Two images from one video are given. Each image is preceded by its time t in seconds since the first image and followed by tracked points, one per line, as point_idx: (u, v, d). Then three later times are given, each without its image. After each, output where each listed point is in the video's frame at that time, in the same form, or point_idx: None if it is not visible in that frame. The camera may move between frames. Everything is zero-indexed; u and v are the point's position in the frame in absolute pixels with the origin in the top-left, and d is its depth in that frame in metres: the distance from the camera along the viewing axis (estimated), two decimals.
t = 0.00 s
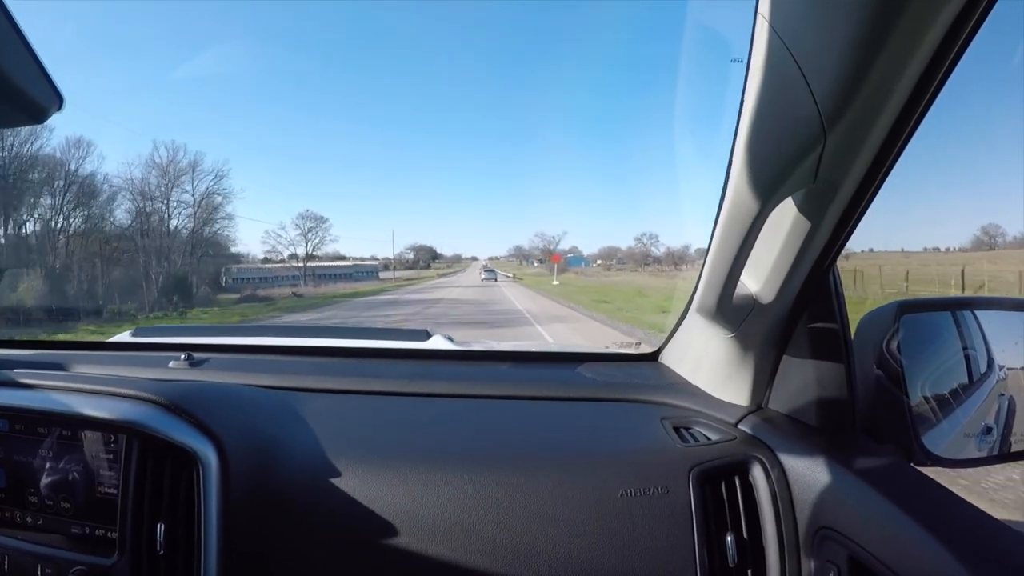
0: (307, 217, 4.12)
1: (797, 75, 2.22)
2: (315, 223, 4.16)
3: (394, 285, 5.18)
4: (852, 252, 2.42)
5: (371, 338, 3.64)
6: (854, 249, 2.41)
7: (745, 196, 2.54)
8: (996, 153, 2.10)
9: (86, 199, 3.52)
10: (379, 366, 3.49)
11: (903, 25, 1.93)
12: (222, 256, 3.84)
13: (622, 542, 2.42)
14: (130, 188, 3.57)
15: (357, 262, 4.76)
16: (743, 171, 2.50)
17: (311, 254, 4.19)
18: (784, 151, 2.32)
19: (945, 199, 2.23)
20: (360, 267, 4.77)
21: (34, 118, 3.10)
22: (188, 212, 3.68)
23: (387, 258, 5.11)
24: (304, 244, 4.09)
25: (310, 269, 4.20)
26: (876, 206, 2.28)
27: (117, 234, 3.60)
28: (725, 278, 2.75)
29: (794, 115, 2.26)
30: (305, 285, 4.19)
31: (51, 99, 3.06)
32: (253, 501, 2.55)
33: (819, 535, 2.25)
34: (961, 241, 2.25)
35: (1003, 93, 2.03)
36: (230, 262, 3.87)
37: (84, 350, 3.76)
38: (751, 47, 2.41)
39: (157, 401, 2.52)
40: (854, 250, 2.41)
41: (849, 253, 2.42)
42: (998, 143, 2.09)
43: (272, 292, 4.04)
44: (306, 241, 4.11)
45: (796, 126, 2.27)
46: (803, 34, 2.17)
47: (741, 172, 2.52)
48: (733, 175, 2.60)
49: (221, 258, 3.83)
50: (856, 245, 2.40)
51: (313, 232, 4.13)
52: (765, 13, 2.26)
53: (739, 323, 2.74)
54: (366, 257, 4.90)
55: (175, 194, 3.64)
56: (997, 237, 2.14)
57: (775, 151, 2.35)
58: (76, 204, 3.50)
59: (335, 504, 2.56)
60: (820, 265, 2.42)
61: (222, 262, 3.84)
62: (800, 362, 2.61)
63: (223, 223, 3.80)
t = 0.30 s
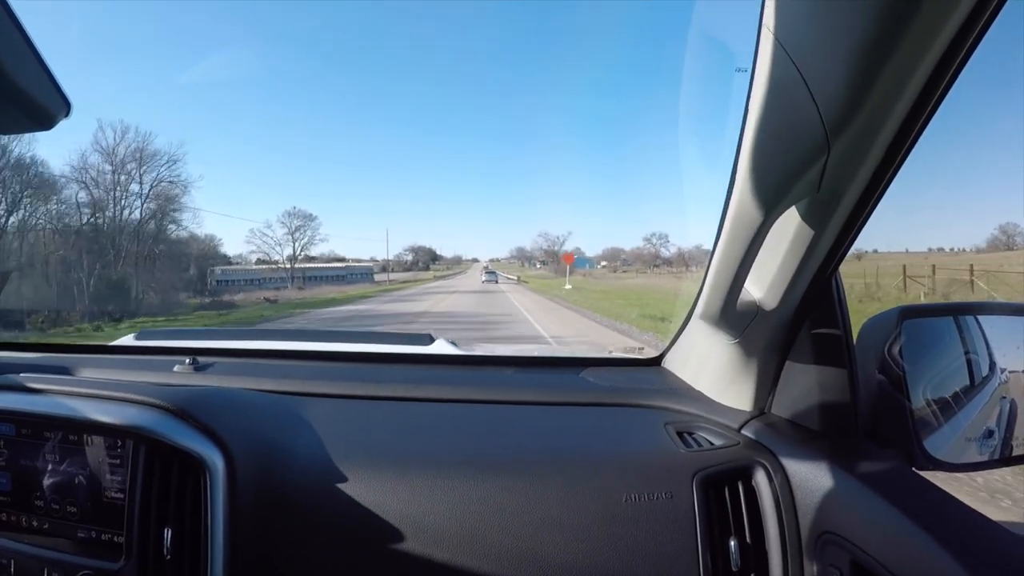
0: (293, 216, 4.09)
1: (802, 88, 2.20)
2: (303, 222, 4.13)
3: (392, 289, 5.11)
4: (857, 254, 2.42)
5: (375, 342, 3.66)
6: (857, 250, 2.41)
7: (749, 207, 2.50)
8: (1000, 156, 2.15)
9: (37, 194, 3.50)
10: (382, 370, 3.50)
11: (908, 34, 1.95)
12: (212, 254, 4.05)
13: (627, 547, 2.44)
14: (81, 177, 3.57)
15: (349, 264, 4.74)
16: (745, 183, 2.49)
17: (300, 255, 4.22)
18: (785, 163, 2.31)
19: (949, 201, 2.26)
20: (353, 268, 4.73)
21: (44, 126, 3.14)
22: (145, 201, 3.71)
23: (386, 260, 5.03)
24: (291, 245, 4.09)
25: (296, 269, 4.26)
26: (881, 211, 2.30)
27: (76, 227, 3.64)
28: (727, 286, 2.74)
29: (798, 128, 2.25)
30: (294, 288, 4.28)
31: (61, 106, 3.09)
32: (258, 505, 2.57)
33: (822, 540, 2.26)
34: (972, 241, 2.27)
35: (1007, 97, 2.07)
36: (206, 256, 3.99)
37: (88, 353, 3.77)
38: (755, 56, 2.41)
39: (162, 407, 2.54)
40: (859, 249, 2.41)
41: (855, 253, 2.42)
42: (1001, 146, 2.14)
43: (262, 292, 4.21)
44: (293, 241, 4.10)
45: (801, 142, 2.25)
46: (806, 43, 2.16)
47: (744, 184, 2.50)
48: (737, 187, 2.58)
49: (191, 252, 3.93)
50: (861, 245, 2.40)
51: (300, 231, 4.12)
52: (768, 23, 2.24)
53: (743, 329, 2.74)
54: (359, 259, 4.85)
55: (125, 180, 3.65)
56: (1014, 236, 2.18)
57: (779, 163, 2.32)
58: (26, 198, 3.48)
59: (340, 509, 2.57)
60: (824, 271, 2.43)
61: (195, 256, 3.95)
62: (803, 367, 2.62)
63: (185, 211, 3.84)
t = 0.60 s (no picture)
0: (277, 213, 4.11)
1: (799, 83, 2.23)
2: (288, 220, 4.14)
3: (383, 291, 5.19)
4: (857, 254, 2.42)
5: (375, 342, 3.66)
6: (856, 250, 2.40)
7: (746, 204, 2.56)
8: (1000, 155, 2.09)
9: None
10: (382, 371, 3.50)
11: (902, 35, 1.94)
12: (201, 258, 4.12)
13: (626, 546, 2.42)
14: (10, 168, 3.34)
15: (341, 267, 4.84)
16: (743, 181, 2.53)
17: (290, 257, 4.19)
18: (779, 159, 2.35)
19: (949, 202, 2.23)
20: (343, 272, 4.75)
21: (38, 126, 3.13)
22: (86, 189, 3.54)
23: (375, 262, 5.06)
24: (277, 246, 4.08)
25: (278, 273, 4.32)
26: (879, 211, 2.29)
27: (17, 226, 3.42)
28: (728, 283, 2.76)
29: (794, 121, 2.28)
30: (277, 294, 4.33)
31: (55, 107, 3.08)
32: (257, 507, 2.56)
33: (821, 539, 2.26)
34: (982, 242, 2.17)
35: (1007, 94, 2.03)
36: (179, 257, 3.96)
37: (88, 356, 3.77)
38: (752, 54, 2.42)
39: (160, 408, 2.53)
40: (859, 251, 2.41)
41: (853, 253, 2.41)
42: (1001, 146, 2.08)
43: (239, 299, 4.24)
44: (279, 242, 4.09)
45: (797, 136, 2.28)
46: (804, 41, 2.18)
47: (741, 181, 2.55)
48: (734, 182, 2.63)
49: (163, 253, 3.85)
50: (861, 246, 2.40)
51: (285, 230, 4.12)
52: (766, 19, 2.27)
53: (742, 328, 2.75)
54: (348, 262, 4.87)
55: (57, 170, 3.44)
56: None
57: (777, 157, 2.36)
58: None
59: (338, 510, 2.57)
60: (822, 269, 2.42)
61: (168, 257, 3.90)
62: (802, 366, 2.61)
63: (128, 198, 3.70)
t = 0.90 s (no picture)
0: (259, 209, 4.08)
1: (800, 83, 2.24)
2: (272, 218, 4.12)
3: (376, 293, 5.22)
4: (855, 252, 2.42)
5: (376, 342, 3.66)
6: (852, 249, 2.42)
7: (745, 204, 2.56)
8: (1001, 156, 2.04)
9: None
10: (382, 371, 3.50)
11: (901, 35, 1.95)
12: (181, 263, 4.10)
13: (627, 545, 2.42)
14: None
15: (331, 269, 4.75)
16: (743, 180, 2.54)
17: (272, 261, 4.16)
18: (779, 159, 2.36)
19: (952, 203, 2.20)
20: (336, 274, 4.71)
21: (37, 126, 3.12)
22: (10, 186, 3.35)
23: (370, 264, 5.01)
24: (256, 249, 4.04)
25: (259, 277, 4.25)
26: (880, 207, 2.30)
27: None
28: (727, 282, 2.77)
29: (795, 121, 2.28)
30: (257, 297, 4.26)
31: (54, 106, 3.08)
32: (257, 506, 2.55)
33: (821, 538, 2.25)
34: (990, 243, 2.11)
35: (1005, 93, 1.98)
36: (154, 257, 3.97)
37: (89, 356, 3.78)
38: (752, 53, 2.43)
39: (159, 407, 2.52)
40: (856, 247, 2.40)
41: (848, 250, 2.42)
42: (1002, 147, 2.05)
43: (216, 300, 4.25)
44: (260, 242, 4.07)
45: (797, 135, 2.28)
46: (804, 40, 2.19)
47: (741, 179, 2.55)
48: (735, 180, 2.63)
49: (138, 253, 3.86)
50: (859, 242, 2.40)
51: (268, 228, 4.09)
52: (766, 17, 2.28)
53: (743, 326, 2.76)
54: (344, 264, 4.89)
55: None
56: None
57: (777, 156, 2.36)
58: None
59: (337, 509, 2.56)
60: (822, 268, 2.43)
61: (143, 257, 3.91)
62: (802, 365, 2.61)
63: (60, 189, 3.53)
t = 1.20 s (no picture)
0: (235, 199, 3.97)
1: (808, 82, 2.24)
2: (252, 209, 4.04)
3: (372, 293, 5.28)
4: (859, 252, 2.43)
5: (379, 339, 3.66)
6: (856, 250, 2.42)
7: (752, 204, 2.57)
8: (1004, 155, 2.07)
9: None
10: (385, 368, 3.50)
11: (910, 35, 1.95)
12: (153, 260, 3.88)
13: (631, 543, 2.42)
14: None
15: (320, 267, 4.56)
16: (750, 179, 2.54)
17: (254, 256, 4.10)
18: (787, 158, 2.36)
19: (956, 203, 2.21)
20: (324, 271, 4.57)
21: (43, 120, 3.13)
22: None
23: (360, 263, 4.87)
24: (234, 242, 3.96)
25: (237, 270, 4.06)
26: (887, 208, 2.31)
27: None
28: (733, 281, 2.78)
29: (803, 120, 2.29)
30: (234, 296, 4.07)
31: (61, 101, 3.09)
32: (261, 502, 2.55)
33: (826, 537, 2.26)
34: (993, 248, 2.13)
35: (1008, 93, 2.01)
36: (124, 252, 3.78)
37: (92, 351, 3.78)
38: (761, 52, 2.44)
39: (165, 402, 2.52)
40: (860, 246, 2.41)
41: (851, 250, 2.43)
42: (1008, 148, 2.06)
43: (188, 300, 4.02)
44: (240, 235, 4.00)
45: (805, 134, 2.29)
46: (813, 40, 2.20)
47: (748, 177, 2.56)
48: (742, 179, 2.64)
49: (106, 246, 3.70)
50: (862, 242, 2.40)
51: (245, 219, 4.02)
52: (775, 16, 2.28)
53: (747, 325, 2.76)
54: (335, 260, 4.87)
55: None
56: None
57: (785, 156, 2.36)
58: None
59: (342, 506, 2.56)
60: (828, 267, 2.43)
61: (112, 252, 3.74)
62: (806, 364, 2.62)
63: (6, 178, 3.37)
